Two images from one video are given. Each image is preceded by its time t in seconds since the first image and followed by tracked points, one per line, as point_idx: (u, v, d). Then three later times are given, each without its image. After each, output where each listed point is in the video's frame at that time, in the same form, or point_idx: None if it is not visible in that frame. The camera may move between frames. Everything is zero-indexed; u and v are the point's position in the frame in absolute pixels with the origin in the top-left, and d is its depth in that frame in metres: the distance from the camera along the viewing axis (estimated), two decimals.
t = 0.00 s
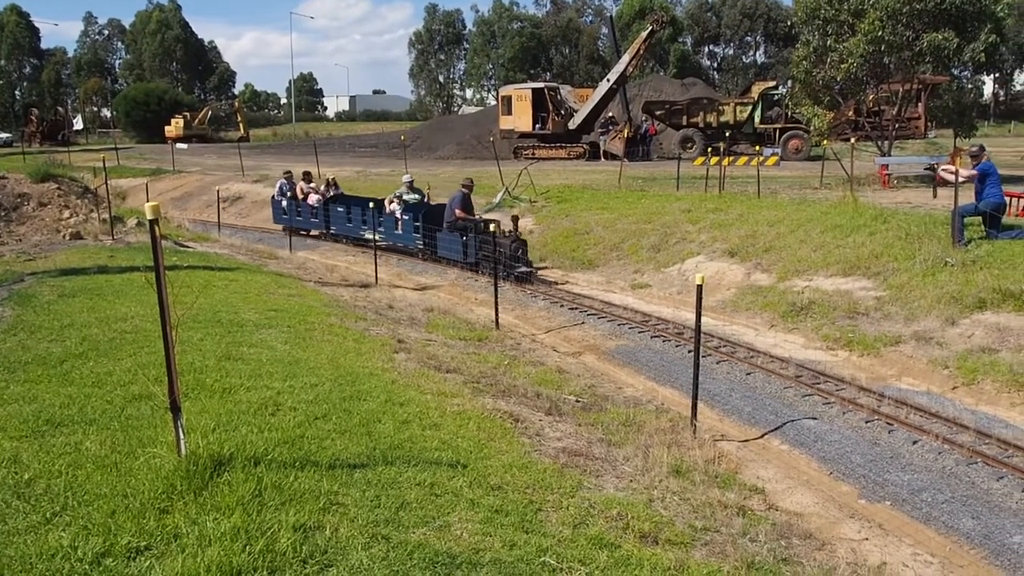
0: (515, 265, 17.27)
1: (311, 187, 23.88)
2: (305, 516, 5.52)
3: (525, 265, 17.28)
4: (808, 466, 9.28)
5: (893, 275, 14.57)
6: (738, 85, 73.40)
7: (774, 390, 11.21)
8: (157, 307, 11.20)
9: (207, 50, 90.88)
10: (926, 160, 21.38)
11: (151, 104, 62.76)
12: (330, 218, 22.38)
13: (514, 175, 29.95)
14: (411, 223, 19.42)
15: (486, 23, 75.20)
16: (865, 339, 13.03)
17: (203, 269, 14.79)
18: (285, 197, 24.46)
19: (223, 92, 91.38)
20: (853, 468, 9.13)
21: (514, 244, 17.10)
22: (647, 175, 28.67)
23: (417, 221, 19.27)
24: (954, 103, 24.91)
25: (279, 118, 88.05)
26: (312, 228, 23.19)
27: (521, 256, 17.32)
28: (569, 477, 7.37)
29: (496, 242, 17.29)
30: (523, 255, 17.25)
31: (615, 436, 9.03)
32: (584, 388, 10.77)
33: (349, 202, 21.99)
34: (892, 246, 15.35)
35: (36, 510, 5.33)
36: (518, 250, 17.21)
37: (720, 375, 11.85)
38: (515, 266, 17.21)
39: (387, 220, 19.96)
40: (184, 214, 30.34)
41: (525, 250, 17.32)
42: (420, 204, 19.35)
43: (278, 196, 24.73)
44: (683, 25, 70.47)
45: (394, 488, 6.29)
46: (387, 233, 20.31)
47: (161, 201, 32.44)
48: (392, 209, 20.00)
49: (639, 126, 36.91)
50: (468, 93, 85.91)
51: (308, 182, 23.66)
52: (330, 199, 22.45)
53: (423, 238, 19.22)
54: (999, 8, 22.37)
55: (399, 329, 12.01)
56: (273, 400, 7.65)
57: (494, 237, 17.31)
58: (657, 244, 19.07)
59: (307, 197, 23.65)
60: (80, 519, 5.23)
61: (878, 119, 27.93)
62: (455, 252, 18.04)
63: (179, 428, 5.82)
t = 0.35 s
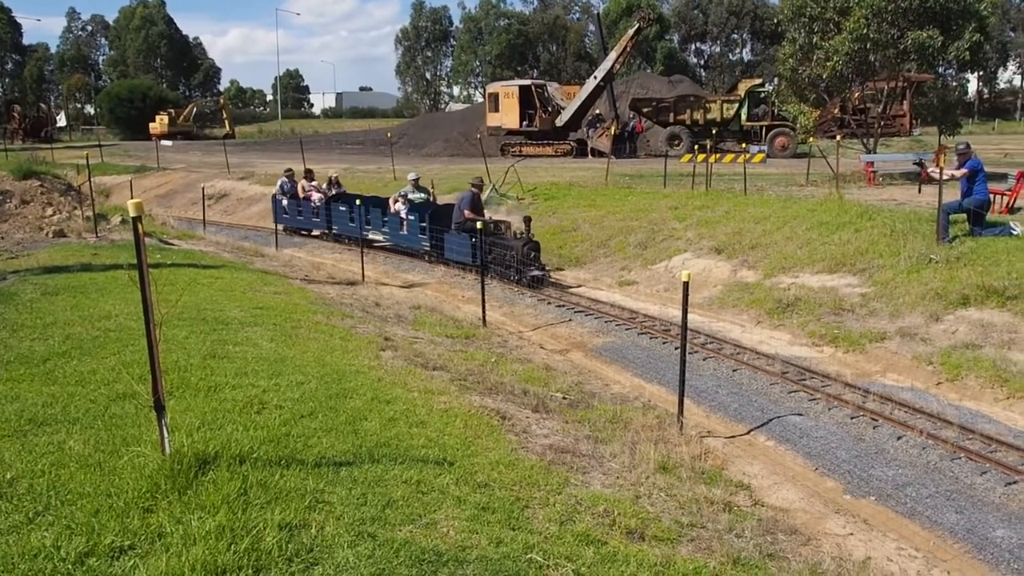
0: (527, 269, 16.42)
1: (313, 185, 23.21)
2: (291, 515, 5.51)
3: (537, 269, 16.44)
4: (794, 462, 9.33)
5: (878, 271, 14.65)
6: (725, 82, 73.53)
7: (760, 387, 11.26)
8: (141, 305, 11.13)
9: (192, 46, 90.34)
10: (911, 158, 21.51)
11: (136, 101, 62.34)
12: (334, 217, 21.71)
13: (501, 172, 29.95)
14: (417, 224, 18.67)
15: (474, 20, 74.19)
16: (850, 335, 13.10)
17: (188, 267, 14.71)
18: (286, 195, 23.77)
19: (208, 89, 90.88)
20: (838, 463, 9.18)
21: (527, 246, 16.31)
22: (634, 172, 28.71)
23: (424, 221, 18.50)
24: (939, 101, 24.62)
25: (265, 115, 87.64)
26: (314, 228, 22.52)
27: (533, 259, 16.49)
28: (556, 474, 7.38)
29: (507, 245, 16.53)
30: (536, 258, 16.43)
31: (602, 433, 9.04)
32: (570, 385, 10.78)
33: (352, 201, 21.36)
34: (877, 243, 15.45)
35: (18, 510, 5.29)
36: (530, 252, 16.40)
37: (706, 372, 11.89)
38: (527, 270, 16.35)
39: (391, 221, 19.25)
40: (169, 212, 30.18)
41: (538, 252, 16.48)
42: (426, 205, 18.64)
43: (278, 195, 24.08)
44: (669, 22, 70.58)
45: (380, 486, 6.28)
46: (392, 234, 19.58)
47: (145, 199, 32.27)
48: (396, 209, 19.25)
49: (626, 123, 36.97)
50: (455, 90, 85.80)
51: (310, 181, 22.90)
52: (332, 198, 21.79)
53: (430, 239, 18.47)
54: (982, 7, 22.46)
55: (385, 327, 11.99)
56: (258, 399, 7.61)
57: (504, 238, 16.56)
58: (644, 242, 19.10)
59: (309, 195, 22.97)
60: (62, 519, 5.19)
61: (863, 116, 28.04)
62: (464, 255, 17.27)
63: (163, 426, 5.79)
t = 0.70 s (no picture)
0: (537, 273, 15.68)
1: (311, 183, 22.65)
2: (272, 515, 5.48)
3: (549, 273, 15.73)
4: (776, 458, 9.37)
5: (860, 268, 14.74)
6: (708, 80, 73.75)
7: (743, 383, 11.30)
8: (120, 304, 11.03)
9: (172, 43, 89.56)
10: (892, 156, 21.67)
11: (115, 98, 61.76)
12: (333, 217, 21.22)
13: (485, 170, 29.93)
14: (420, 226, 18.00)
15: (456, 17, 74.08)
16: (832, 332, 13.17)
17: (169, 265, 14.61)
18: (285, 195, 23.28)
19: (189, 86, 90.20)
20: (820, 459, 9.23)
21: (538, 249, 15.52)
22: (618, 170, 28.77)
23: (428, 222, 17.76)
24: (919, 99, 25.03)
25: (247, 112, 87.14)
26: (314, 228, 22.06)
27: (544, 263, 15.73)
28: (539, 472, 7.38)
29: (516, 248, 15.75)
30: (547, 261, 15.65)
31: (585, 430, 9.05)
32: (554, 382, 10.79)
33: (353, 200, 20.84)
34: (858, 240, 15.55)
35: None
36: (541, 255, 15.61)
37: (689, 369, 11.92)
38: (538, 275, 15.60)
39: (394, 222, 18.59)
40: (149, 210, 29.93)
41: (549, 255, 15.69)
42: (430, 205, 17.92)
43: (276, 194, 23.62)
44: (653, 20, 70.73)
45: (362, 484, 6.26)
46: (395, 236, 18.91)
47: (125, 197, 31.98)
48: (399, 209, 18.57)
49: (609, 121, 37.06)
50: (438, 87, 85.61)
51: (308, 179, 22.33)
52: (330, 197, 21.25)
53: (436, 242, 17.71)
54: (964, 5, 22.74)
55: (368, 325, 11.95)
56: (239, 398, 7.57)
57: (514, 241, 15.77)
58: (628, 239, 19.13)
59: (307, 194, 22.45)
60: (39, 520, 5.13)
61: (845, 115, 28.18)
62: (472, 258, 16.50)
63: (142, 426, 5.74)
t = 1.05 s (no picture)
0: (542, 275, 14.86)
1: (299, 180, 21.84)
2: (244, 513, 5.45)
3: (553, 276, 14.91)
4: (749, 451, 9.46)
5: (832, 263, 14.90)
6: (683, 76, 74.05)
7: (717, 377, 11.39)
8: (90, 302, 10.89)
9: (142, 37, 88.41)
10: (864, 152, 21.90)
11: (83, 92, 60.92)
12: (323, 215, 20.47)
13: (460, 166, 29.92)
14: (417, 225, 17.23)
15: (431, 12, 75.38)
16: (804, 326, 13.30)
17: (139, 262, 14.46)
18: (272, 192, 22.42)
19: (160, 80, 89.11)
20: (793, 452, 9.33)
21: (543, 251, 14.64)
22: (593, 165, 28.84)
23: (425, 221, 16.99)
24: (891, 96, 25.01)
25: (220, 107, 86.37)
26: (303, 226, 21.32)
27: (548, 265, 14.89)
28: (513, 467, 7.40)
29: (519, 250, 14.91)
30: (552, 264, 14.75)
31: (560, 425, 9.07)
32: (529, 377, 10.81)
33: (345, 198, 20.09)
34: (831, 235, 15.70)
35: None
36: (545, 257, 14.75)
37: (664, 363, 11.98)
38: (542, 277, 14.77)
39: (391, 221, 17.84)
40: (119, 206, 29.55)
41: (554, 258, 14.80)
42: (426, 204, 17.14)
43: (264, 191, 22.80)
44: (627, 16, 70.88)
45: (336, 481, 6.24)
46: (390, 235, 18.16)
47: (94, 193, 31.57)
48: (395, 208, 17.87)
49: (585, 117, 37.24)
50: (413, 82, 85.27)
51: (296, 175, 21.46)
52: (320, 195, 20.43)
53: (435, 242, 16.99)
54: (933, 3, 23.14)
55: (343, 322, 11.90)
56: (211, 395, 7.51)
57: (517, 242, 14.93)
58: (603, 235, 19.19)
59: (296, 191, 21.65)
60: (6, 520, 5.07)
61: (818, 111, 28.43)
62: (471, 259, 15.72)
63: (112, 424, 5.68)
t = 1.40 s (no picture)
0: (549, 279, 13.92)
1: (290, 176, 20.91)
2: (217, 510, 5.42)
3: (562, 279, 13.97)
4: (725, 444, 9.53)
5: (807, 257, 15.02)
6: (659, 71, 74.22)
7: (693, 371, 11.45)
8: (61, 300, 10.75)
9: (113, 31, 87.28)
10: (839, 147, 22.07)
11: (53, 87, 60.12)
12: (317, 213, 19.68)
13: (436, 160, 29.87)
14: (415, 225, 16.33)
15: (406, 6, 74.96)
16: (779, 319, 13.41)
17: (110, 259, 14.28)
18: (262, 189, 21.39)
19: (132, 74, 88.00)
20: (768, 444, 9.41)
21: (551, 253, 13.68)
22: (570, 160, 28.88)
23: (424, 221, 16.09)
24: (865, 91, 25.23)
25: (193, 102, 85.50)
26: (296, 225, 20.50)
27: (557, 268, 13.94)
28: (490, 462, 7.40)
29: (525, 251, 13.95)
30: (560, 266, 13.79)
31: (537, 420, 9.08)
32: (506, 372, 10.82)
33: (339, 196, 19.24)
34: (806, 229, 15.83)
35: None
36: (554, 259, 13.79)
37: (640, 357, 12.03)
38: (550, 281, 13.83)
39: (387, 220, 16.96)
40: (90, 203, 29.18)
41: (562, 260, 13.83)
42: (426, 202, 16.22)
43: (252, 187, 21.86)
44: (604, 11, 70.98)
45: (311, 478, 6.22)
46: (387, 235, 17.33)
47: (65, 189, 31.15)
48: (392, 206, 16.86)
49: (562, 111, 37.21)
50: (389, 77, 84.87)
51: (287, 172, 20.54)
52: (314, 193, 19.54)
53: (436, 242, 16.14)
54: None
55: (318, 318, 11.84)
56: (184, 392, 7.45)
57: (523, 243, 13.98)
58: (580, 230, 19.23)
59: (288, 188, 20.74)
60: None
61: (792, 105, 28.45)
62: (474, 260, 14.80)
63: (82, 423, 5.62)
